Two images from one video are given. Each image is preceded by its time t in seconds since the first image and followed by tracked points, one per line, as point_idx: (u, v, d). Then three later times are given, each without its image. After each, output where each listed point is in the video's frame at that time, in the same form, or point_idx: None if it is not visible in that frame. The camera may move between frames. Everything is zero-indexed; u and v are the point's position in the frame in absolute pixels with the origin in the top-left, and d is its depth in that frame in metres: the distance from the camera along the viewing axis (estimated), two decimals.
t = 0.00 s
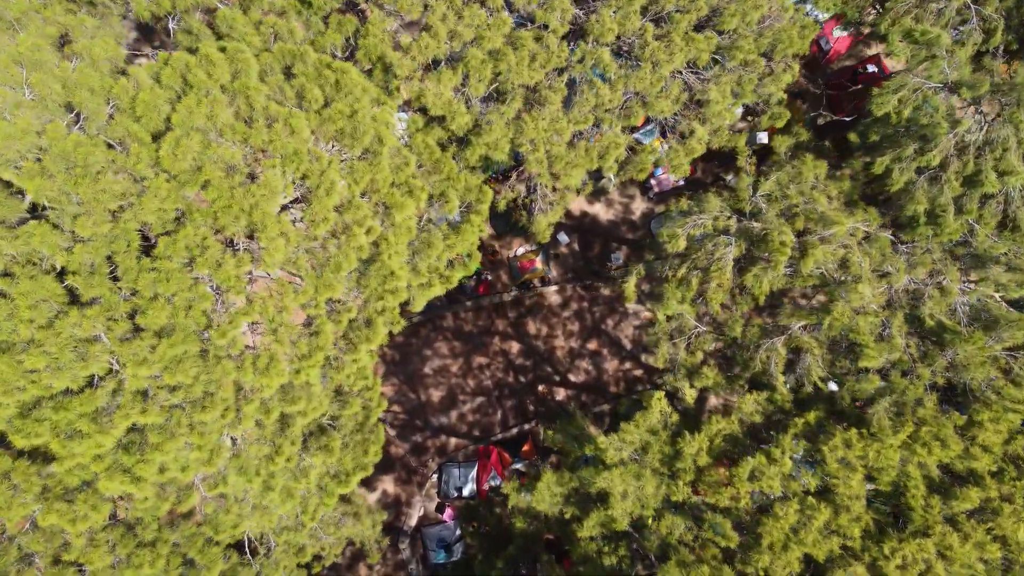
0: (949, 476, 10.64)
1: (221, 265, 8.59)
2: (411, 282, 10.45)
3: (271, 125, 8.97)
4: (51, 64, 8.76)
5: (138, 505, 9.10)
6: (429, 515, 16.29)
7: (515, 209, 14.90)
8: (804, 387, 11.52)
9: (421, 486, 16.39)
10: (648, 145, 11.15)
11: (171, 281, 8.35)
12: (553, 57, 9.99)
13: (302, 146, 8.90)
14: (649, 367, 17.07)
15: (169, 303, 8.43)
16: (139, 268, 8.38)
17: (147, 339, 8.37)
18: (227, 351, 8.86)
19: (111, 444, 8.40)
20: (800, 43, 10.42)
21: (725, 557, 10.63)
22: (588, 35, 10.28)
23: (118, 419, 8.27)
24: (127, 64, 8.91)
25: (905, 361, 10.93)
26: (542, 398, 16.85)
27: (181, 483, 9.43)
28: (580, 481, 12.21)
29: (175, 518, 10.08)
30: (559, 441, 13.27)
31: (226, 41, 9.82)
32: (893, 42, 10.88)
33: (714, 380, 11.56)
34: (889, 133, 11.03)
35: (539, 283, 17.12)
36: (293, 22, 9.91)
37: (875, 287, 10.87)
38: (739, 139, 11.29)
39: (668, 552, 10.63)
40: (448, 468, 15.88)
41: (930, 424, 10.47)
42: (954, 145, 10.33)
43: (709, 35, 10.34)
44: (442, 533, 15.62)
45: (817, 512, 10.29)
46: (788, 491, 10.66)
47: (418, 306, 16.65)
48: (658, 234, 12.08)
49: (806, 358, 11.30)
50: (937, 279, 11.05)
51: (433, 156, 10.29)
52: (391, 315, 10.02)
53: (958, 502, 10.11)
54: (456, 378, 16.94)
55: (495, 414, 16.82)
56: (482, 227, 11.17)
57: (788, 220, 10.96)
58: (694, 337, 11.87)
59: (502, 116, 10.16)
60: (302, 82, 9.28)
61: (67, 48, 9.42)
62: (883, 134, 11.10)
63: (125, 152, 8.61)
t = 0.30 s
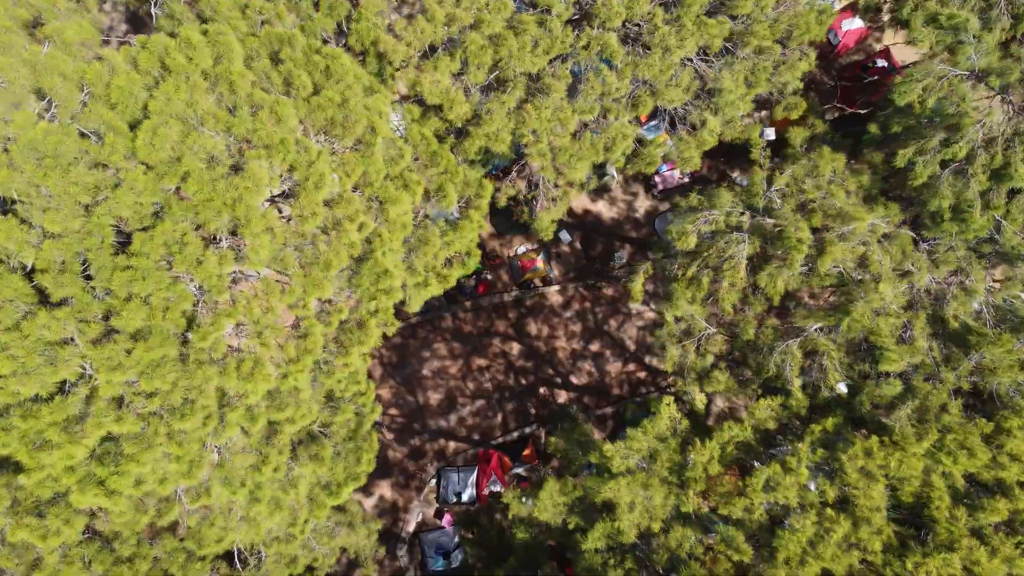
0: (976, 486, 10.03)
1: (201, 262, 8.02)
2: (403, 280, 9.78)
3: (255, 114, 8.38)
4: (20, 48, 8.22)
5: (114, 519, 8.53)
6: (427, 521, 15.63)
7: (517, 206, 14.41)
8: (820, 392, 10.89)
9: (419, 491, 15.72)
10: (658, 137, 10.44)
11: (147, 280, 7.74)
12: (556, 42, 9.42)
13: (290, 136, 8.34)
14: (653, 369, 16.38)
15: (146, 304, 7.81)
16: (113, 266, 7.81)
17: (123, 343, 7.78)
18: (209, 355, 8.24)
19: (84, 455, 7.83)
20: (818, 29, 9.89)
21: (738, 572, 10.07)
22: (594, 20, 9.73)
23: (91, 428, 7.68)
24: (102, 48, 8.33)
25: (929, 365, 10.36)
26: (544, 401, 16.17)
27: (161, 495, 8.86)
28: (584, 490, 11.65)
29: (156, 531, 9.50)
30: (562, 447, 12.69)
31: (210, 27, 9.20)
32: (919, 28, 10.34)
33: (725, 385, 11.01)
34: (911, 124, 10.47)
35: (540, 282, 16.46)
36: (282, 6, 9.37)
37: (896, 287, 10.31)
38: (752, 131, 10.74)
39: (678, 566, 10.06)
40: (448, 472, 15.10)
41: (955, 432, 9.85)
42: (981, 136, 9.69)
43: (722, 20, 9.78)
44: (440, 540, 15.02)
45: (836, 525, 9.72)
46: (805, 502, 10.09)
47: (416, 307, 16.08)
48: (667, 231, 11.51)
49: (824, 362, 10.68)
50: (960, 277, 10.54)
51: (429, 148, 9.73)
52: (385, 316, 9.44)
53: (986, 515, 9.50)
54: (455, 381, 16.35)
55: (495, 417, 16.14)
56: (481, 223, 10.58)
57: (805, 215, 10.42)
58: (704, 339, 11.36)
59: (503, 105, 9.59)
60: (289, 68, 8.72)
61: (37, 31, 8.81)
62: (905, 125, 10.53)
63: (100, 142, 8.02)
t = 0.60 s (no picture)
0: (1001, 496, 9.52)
1: (181, 260, 7.48)
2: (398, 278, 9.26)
3: (240, 102, 7.87)
4: None
5: (91, 532, 8.01)
6: (425, 526, 15.14)
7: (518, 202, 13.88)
8: (837, 397, 10.38)
9: (417, 496, 15.21)
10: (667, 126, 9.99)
11: (123, 280, 7.28)
12: (560, 27, 8.93)
13: (276, 125, 7.82)
14: (656, 371, 15.92)
15: (122, 305, 7.35)
16: (87, 264, 7.29)
17: (97, 345, 7.31)
18: (190, 359, 7.68)
19: (56, 466, 7.31)
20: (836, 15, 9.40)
21: None
22: (601, 4, 9.24)
23: (63, 437, 7.22)
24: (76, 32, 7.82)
25: (951, 369, 9.80)
26: (545, 404, 15.63)
27: (142, 506, 8.35)
28: (589, 499, 11.14)
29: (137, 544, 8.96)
30: (565, 453, 12.18)
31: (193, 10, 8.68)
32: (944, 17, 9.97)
33: (736, 389, 10.52)
34: (933, 115, 9.98)
35: (540, 282, 15.81)
36: None
37: (917, 286, 9.79)
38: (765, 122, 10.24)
39: None
40: (446, 476, 14.70)
41: (980, 439, 9.35)
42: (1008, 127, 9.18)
43: (735, 5, 9.29)
44: (439, 546, 14.57)
45: (855, 537, 9.21)
46: (821, 513, 9.59)
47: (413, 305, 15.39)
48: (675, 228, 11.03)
49: (839, 365, 10.19)
50: (984, 276, 10.05)
51: (426, 140, 9.24)
52: (378, 317, 8.93)
53: (1014, 526, 8.95)
54: (454, 383, 15.74)
55: (495, 420, 15.63)
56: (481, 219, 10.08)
57: (821, 211, 9.92)
58: (714, 342, 10.80)
59: (504, 94, 9.09)
60: (276, 54, 8.20)
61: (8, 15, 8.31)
62: (926, 116, 10.04)
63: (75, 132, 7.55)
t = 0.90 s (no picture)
0: None
1: (157, 256, 6.93)
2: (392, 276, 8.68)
3: (221, 86, 7.30)
4: None
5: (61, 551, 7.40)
6: (424, 532, 14.50)
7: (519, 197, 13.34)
8: (856, 403, 9.83)
9: (415, 502, 14.56)
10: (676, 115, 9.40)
11: (92, 278, 6.70)
12: (565, 9, 8.39)
13: (260, 112, 7.26)
14: (661, 373, 15.14)
15: (90, 307, 6.74)
16: (54, 261, 6.73)
17: (64, 350, 6.72)
18: (168, 363, 7.20)
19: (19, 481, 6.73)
20: None
21: None
22: None
23: (27, 448, 6.63)
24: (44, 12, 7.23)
25: (980, 372, 9.21)
26: (546, 407, 14.91)
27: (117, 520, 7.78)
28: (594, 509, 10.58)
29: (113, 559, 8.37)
30: (569, 461, 11.54)
31: None
32: None
33: (749, 394, 9.97)
34: (960, 104, 9.41)
35: (542, 281, 15.21)
36: None
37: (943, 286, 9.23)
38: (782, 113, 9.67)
39: None
40: (445, 481, 14.09)
41: (1014, 448, 8.74)
42: None
43: None
44: (437, 552, 13.83)
45: (880, 552, 8.62)
46: (842, 526, 9.02)
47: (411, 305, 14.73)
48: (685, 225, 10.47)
49: (859, 369, 9.64)
50: (1013, 274, 9.49)
51: (422, 131, 8.72)
52: (370, 318, 8.36)
53: None
54: (452, 386, 15.03)
55: (495, 424, 14.90)
56: (480, 215, 9.51)
57: (841, 207, 9.36)
58: (726, 343, 10.30)
59: (505, 80, 8.53)
60: (261, 36, 7.66)
61: None
62: (953, 105, 9.47)
63: (42, 120, 6.96)
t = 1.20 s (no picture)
0: None
1: (131, 254, 6.43)
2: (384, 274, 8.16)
3: (201, 71, 6.80)
4: None
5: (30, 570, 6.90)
6: (423, 538, 14.02)
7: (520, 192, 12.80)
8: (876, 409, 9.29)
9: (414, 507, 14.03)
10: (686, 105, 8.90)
11: (60, 277, 6.24)
12: None
13: (243, 99, 6.78)
14: (666, 373, 14.49)
15: (59, 309, 6.29)
16: (20, 258, 6.22)
17: (31, 355, 6.26)
18: (145, 369, 6.65)
19: None
20: None
21: None
22: None
23: None
24: None
25: (1007, 377, 8.71)
26: (548, 409, 14.34)
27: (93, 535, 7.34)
28: (599, 519, 10.07)
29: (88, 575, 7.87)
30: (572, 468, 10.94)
31: None
32: None
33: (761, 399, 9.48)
34: (988, 93, 8.89)
35: (544, 281, 14.50)
36: None
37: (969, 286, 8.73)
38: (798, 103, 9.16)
39: None
40: (444, 486, 13.58)
41: None
42: None
43: None
44: (437, 559, 13.48)
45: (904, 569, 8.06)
46: (862, 540, 8.49)
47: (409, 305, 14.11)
48: (695, 221, 9.96)
49: (879, 373, 9.12)
50: None
51: (418, 122, 8.24)
52: (362, 320, 7.84)
53: None
54: (452, 387, 14.45)
55: (496, 426, 14.33)
56: (480, 210, 9.01)
57: (861, 201, 8.87)
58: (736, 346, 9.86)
59: (506, 67, 8.04)
60: (245, 19, 7.15)
61: None
62: (980, 95, 8.94)
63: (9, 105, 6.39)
